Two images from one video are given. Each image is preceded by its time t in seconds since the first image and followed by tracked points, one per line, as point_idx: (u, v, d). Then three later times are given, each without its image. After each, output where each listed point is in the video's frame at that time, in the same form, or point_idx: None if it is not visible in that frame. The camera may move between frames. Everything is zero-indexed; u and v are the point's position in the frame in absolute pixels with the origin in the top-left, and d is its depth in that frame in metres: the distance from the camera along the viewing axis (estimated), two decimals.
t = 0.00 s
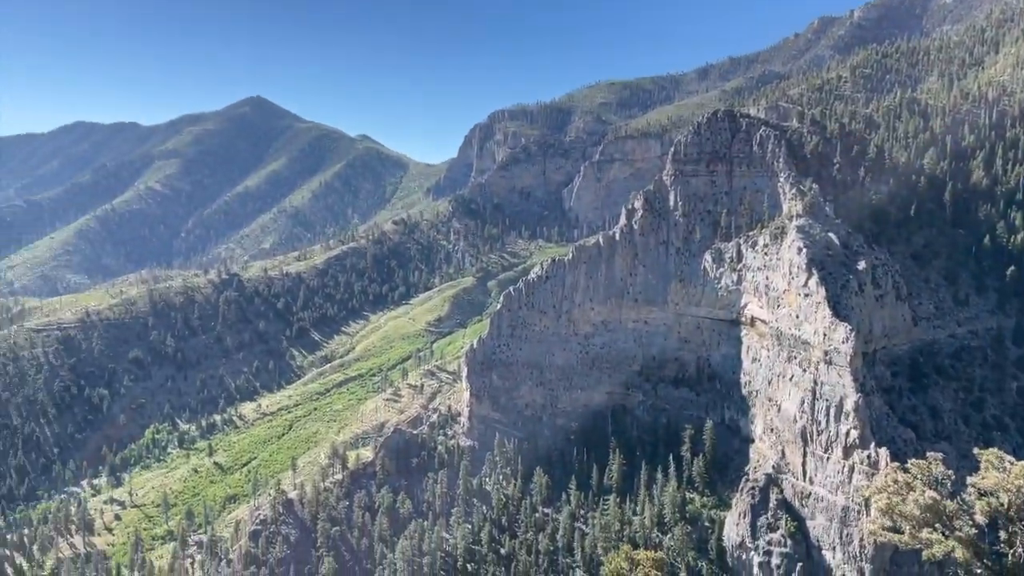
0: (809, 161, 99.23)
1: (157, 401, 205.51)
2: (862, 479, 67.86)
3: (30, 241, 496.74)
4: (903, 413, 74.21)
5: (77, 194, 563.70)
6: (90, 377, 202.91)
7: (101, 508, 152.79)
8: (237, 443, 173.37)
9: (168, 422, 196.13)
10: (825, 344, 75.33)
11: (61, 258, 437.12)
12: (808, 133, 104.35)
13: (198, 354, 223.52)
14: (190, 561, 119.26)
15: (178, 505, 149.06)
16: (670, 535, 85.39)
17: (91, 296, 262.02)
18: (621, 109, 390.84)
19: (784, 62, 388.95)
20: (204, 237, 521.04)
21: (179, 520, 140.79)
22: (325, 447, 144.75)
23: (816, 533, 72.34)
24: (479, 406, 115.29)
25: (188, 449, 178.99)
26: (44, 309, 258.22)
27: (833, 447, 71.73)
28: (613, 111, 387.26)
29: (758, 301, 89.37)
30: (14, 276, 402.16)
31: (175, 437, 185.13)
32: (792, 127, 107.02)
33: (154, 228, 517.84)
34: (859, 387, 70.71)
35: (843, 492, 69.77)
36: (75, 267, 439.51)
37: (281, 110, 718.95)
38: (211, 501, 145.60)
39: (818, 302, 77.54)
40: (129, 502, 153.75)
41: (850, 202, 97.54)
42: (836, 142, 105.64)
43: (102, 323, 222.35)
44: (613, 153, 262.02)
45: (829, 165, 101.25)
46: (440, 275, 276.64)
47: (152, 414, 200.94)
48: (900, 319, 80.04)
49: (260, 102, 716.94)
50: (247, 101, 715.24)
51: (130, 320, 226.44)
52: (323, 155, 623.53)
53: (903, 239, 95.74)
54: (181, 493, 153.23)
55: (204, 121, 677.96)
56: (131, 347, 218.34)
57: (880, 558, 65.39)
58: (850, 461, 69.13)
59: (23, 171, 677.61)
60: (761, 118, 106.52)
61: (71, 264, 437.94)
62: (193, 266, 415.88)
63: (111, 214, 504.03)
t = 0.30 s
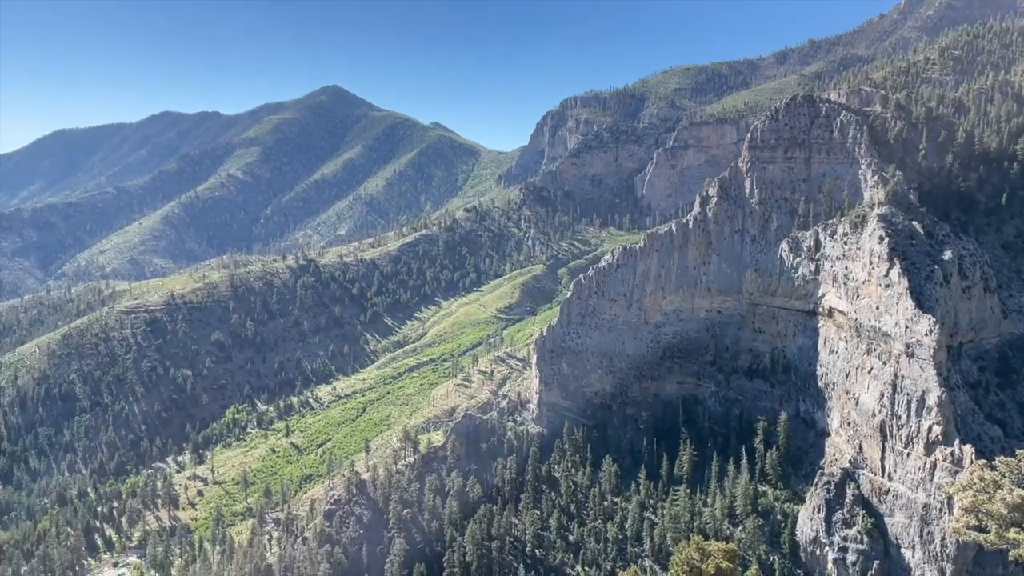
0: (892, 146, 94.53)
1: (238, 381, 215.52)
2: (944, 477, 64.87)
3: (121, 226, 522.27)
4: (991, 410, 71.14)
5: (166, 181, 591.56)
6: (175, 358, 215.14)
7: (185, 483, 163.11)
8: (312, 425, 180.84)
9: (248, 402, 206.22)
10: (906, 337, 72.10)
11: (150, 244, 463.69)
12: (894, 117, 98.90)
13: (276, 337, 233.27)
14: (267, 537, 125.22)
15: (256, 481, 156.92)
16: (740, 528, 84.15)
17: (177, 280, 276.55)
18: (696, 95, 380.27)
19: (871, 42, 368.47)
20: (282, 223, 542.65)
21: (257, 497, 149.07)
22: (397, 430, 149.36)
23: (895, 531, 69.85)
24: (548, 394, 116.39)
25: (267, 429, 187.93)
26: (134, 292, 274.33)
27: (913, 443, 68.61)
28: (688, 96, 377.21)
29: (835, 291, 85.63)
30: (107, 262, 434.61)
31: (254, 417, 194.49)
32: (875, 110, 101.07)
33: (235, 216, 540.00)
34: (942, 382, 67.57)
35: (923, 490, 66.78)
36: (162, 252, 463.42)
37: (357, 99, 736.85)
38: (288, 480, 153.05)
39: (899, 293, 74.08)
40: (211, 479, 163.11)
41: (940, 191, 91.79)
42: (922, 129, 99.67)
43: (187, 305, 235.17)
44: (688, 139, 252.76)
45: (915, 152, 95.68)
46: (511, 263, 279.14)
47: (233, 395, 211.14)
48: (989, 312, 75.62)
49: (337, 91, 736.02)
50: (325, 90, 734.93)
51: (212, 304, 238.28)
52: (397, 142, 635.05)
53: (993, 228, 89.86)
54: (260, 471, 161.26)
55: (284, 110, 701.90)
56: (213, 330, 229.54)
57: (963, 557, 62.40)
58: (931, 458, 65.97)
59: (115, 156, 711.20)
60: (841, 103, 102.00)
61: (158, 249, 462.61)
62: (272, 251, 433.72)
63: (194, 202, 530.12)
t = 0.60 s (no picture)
0: (985, 133, 90.53)
1: (318, 366, 224.98)
2: None
3: (208, 213, 551.08)
4: None
5: (250, 171, 617.60)
6: (259, 342, 226.37)
7: (266, 464, 172.41)
8: (387, 410, 186.62)
9: (327, 387, 214.98)
10: (998, 332, 67.75)
11: (235, 232, 488.86)
12: (987, 101, 93.85)
13: (353, 323, 241.48)
14: (343, 518, 130.36)
15: (334, 463, 163.73)
16: (818, 525, 82.68)
17: (260, 267, 289.39)
18: (777, 81, 365.98)
19: (972, 20, 343.84)
20: (359, 211, 559.80)
21: (334, 479, 155.54)
22: (470, 416, 152.36)
23: (981, 532, 67.13)
24: (620, 383, 115.02)
25: (344, 413, 195.53)
26: (220, 278, 288.85)
27: (1002, 442, 65.15)
28: (768, 83, 363.65)
29: (921, 283, 81.81)
30: (194, 249, 460.48)
31: (331, 401, 203.30)
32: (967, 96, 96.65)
33: (315, 205, 561.28)
34: None
35: (1013, 491, 63.98)
36: (245, 240, 487.60)
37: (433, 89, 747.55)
38: (364, 463, 158.89)
39: (990, 287, 69.94)
40: (290, 460, 171.72)
41: None
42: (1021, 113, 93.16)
43: (270, 291, 246.49)
44: (768, 127, 245.90)
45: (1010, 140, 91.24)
46: (583, 253, 277.85)
47: (311, 379, 220.23)
48: None
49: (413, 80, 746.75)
50: (402, 80, 749.19)
51: (293, 290, 248.88)
52: (472, 132, 640.76)
53: None
54: (337, 453, 168.06)
55: (362, 101, 720.53)
56: (294, 315, 239.84)
57: None
58: (1021, 458, 62.75)
59: (202, 146, 746.93)
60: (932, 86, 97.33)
61: (241, 237, 486.68)
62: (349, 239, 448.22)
63: (277, 189, 554.66)
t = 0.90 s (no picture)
0: None
1: (392, 353, 231.85)
2: None
3: (287, 203, 573.19)
4: None
5: (327, 161, 636.51)
6: (337, 329, 235.39)
7: (341, 448, 179.41)
8: (458, 398, 190.44)
9: (400, 373, 220.81)
10: None
11: (313, 222, 507.57)
12: None
13: (427, 312, 247.21)
14: (415, 503, 134.13)
15: (407, 450, 168.79)
16: (898, 526, 79.88)
17: (337, 255, 299.43)
18: (862, 67, 349.66)
19: None
20: (433, 201, 570.09)
21: (406, 465, 160.34)
22: (539, 406, 153.48)
23: None
24: (693, 376, 112.94)
25: (417, 401, 201.00)
26: (299, 266, 300.90)
27: None
28: (852, 70, 347.95)
29: (1013, 277, 80.39)
30: (275, 238, 480.12)
31: (404, 388, 209.25)
32: None
33: (390, 195, 575.03)
34: None
35: None
36: (323, 229, 505.37)
37: (506, 79, 750.77)
38: (435, 449, 162.78)
39: None
40: (364, 446, 178.20)
41: None
42: None
43: (347, 279, 255.39)
44: (850, 114, 238.70)
45: None
46: (656, 243, 273.14)
47: (385, 366, 227.20)
48: None
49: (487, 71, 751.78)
50: (476, 71, 755.46)
51: (369, 278, 257.06)
52: (545, 122, 639.09)
53: None
54: (410, 439, 173.02)
55: (437, 92, 731.37)
56: (369, 303, 247.67)
57: None
58: None
59: (281, 137, 776.48)
60: None
61: (319, 227, 504.55)
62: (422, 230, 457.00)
63: (354, 180, 572.78)
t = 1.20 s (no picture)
0: None
1: (461, 343, 235.52)
2: None
3: (361, 196, 589.67)
4: None
5: (399, 154, 649.31)
6: (408, 321, 241.71)
7: (411, 437, 184.44)
8: (526, 390, 192.37)
9: (468, 364, 224.10)
10: None
11: (384, 214, 519.39)
12: None
13: (495, 304, 249.72)
14: (482, 493, 136.53)
15: (474, 440, 172.04)
16: (981, 531, 78.88)
17: (408, 248, 306.16)
18: (952, 54, 330.73)
19: None
20: (503, 194, 574.91)
21: (473, 455, 163.77)
22: (607, 400, 152.93)
23: None
24: (765, 372, 110.29)
25: (485, 392, 204.00)
26: (372, 258, 309.55)
27: None
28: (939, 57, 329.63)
29: None
30: (349, 230, 494.42)
31: (473, 379, 212.56)
32: None
33: (460, 187, 582.06)
34: None
35: None
36: (394, 221, 516.19)
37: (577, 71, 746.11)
38: (503, 441, 165.18)
39: None
40: (433, 435, 182.45)
41: None
42: None
43: (417, 271, 261.33)
44: (936, 104, 238.64)
45: None
46: (729, 236, 265.52)
47: (454, 357, 230.65)
48: None
49: (558, 63, 747.89)
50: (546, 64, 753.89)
51: (439, 270, 262.28)
52: (615, 115, 631.41)
53: None
54: (478, 430, 176.08)
55: (507, 85, 734.24)
56: (439, 295, 252.71)
57: None
58: None
59: (355, 131, 797.68)
60: None
61: (390, 219, 515.67)
62: (490, 222, 460.82)
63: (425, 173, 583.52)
